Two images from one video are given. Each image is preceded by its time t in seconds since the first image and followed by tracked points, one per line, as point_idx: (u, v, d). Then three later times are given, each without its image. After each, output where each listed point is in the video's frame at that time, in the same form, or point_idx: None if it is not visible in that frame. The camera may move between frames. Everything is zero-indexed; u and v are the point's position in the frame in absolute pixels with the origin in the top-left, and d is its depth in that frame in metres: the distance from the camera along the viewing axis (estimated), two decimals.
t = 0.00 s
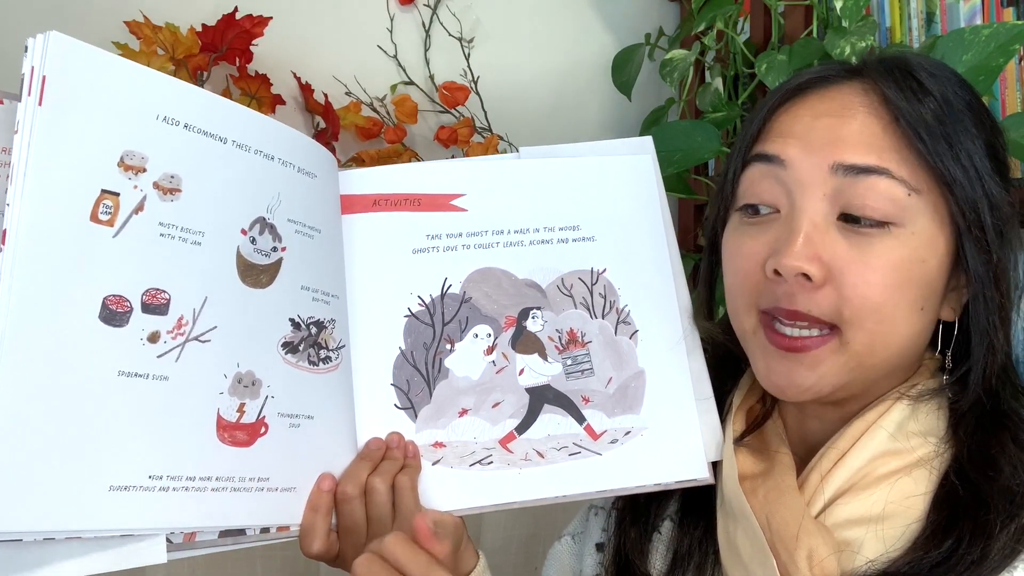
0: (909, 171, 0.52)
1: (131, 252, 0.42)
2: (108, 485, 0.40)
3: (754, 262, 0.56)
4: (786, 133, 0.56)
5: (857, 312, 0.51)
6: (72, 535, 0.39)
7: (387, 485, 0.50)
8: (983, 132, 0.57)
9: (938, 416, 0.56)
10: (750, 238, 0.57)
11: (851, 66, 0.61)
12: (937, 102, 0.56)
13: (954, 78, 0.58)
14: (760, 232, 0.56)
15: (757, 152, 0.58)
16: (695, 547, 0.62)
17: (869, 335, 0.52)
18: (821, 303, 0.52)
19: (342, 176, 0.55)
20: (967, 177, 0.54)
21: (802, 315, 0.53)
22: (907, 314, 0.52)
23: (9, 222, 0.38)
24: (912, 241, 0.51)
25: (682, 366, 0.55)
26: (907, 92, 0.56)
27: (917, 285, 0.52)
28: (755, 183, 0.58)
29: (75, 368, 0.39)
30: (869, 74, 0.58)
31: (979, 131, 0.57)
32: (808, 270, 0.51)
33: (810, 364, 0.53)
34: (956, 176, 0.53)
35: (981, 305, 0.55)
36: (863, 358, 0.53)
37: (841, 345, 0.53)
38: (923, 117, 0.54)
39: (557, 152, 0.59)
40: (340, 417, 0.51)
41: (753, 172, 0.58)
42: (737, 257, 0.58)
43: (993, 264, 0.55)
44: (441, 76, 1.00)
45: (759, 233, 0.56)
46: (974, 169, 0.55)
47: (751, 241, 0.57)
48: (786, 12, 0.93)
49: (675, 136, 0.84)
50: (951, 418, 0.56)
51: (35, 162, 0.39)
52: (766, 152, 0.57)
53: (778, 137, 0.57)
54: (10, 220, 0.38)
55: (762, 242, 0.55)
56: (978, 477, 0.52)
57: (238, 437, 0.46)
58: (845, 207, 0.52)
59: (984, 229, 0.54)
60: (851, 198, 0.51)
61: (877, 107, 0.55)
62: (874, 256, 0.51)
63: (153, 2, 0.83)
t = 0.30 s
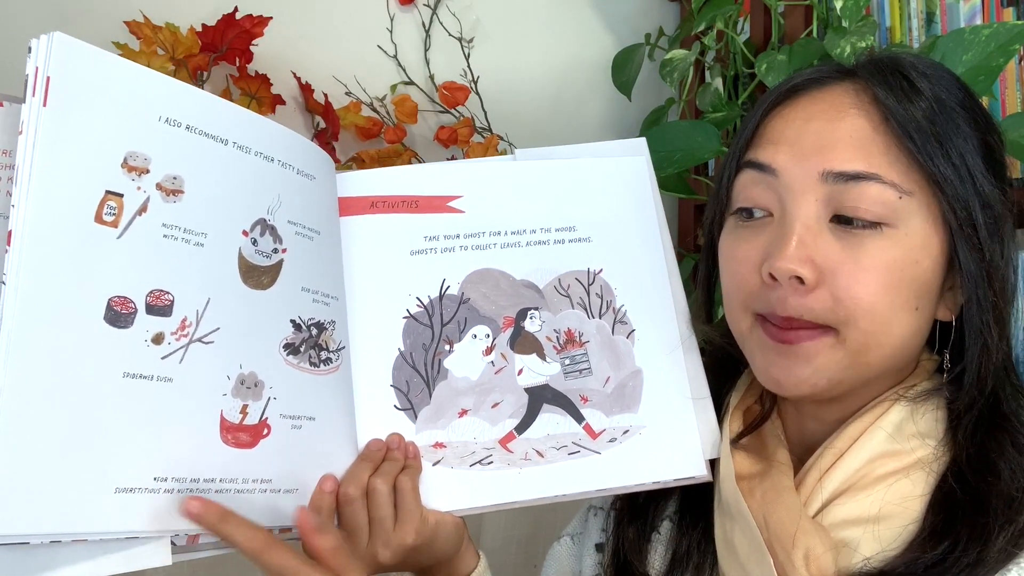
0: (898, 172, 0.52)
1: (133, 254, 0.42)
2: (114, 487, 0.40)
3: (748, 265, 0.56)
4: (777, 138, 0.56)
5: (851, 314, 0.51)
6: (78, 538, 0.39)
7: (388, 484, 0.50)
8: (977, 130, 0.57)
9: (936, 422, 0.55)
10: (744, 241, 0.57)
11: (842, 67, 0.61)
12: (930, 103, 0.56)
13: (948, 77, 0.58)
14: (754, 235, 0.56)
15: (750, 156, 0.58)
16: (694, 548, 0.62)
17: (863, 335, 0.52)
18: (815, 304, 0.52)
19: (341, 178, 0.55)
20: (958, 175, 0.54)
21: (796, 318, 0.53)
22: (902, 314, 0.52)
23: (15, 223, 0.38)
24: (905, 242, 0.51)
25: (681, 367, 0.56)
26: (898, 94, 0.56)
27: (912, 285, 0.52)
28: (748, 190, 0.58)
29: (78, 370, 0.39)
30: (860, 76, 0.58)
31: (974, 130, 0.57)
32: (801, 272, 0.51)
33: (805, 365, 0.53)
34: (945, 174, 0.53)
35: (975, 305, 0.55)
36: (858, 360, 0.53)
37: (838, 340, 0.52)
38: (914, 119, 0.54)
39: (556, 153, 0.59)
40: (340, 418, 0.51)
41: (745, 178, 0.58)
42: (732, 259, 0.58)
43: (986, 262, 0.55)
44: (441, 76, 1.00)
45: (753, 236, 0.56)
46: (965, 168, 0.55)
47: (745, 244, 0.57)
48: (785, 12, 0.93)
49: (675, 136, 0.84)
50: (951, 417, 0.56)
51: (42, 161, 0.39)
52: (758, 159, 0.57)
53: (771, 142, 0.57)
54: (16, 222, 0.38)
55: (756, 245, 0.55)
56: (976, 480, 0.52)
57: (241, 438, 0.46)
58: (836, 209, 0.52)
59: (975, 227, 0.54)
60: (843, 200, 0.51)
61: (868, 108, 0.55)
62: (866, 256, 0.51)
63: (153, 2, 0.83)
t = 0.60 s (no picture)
0: (897, 173, 0.52)
1: (137, 251, 0.42)
2: (118, 482, 0.40)
3: (747, 264, 0.56)
4: (777, 139, 0.56)
5: (849, 314, 0.51)
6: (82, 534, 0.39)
7: (389, 484, 0.50)
8: (978, 131, 0.57)
9: (937, 420, 0.56)
10: (745, 241, 0.57)
11: (844, 67, 0.61)
12: (930, 103, 0.56)
13: (950, 77, 0.58)
14: (753, 235, 0.56)
15: (750, 157, 0.59)
16: (694, 548, 0.62)
17: (860, 335, 0.52)
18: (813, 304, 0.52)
19: (343, 177, 0.55)
20: (958, 176, 0.54)
21: (793, 319, 0.53)
22: (901, 315, 0.52)
23: (21, 220, 0.38)
24: (904, 243, 0.51)
25: (683, 366, 0.56)
26: (900, 94, 0.56)
27: (911, 286, 0.52)
28: (748, 189, 0.58)
29: (82, 367, 0.39)
30: (861, 76, 0.58)
31: (974, 131, 0.57)
32: (799, 272, 0.51)
33: (803, 366, 0.53)
34: (945, 174, 0.53)
35: (974, 306, 0.55)
36: (854, 359, 0.53)
37: (832, 344, 0.52)
38: (915, 119, 0.54)
39: (558, 153, 0.59)
40: (343, 417, 0.51)
41: (745, 178, 0.58)
42: (732, 260, 0.58)
43: (985, 263, 0.55)
44: (441, 76, 1.00)
45: (753, 236, 0.56)
46: (966, 169, 0.55)
47: (746, 244, 0.57)
48: (785, 12, 0.93)
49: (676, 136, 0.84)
50: (952, 419, 0.56)
51: (48, 157, 0.39)
52: (758, 159, 0.57)
53: (772, 142, 0.57)
54: (21, 219, 0.38)
55: (755, 245, 0.55)
56: (978, 482, 0.52)
57: (244, 435, 0.46)
58: (835, 210, 0.52)
59: (975, 227, 0.54)
60: (841, 201, 0.52)
61: (869, 109, 0.55)
62: (864, 257, 0.51)
63: (153, 2, 0.83)
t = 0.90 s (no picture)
0: (896, 172, 0.52)
1: (140, 252, 0.42)
2: (119, 483, 0.40)
3: (748, 264, 0.56)
4: (777, 139, 0.57)
5: (847, 312, 0.51)
6: (83, 533, 0.39)
7: (393, 484, 0.50)
8: (978, 130, 0.58)
9: (939, 419, 0.56)
10: (745, 241, 0.57)
11: (843, 68, 0.61)
12: (929, 103, 0.56)
13: (950, 77, 0.58)
14: (754, 235, 0.56)
15: (750, 158, 0.59)
16: (698, 548, 0.62)
17: (859, 333, 0.52)
18: (811, 302, 0.52)
19: (344, 177, 0.55)
20: (957, 175, 0.54)
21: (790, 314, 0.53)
22: (900, 313, 0.52)
23: (23, 220, 0.38)
24: (904, 242, 0.52)
25: (685, 366, 0.56)
26: (898, 93, 0.56)
27: (911, 285, 0.52)
28: (748, 189, 0.58)
29: (84, 368, 0.39)
30: (860, 76, 0.58)
31: (975, 130, 0.57)
32: (799, 270, 0.51)
33: (801, 364, 0.53)
34: (943, 173, 0.53)
35: (974, 304, 0.55)
36: (850, 355, 0.53)
37: (826, 339, 0.52)
38: (913, 119, 0.54)
39: (559, 153, 0.59)
40: (345, 417, 0.51)
41: (746, 179, 0.58)
42: (733, 260, 0.58)
43: (985, 261, 0.55)
44: (441, 76, 1.00)
45: (753, 236, 0.56)
46: (966, 168, 0.55)
47: (747, 244, 0.57)
48: (785, 12, 0.93)
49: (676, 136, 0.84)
50: (955, 419, 0.56)
51: (51, 157, 0.39)
52: (758, 160, 0.57)
53: (771, 142, 0.57)
54: (23, 218, 0.38)
55: (755, 244, 0.55)
56: (981, 482, 0.52)
57: (247, 435, 0.46)
58: (834, 208, 0.52)
59: (974, 226, 0.54)
60: (840, 201, 0.52)
61: (867, 109, 0.55)
62: (864, 256, 0.51)
63: (154, 2, 0.83)
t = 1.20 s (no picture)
0: (899, 173, 0.52)
1: (142, 252, 0.42)
2: (124, 483, 0.40)
3: (750, 265, 0.56)
4: (779, 140, 0.57)
5: (850, 313, 0.51)
6: (87, 534, 0.39)
7: (393, 484, 0.50)
8: (980, 130, 0.58)
9: (940, 419, 0.56)
10: (747, 242, 0.57)
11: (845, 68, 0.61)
12: (932, 103, 0.56)
13: (952, 77, 0.58)
14: (756, 235, 0.56)
15: (752, 158, 0.59)
16: (699, 549, 0.62)
17: (862, 333, 0.52)
18: (814, 302, 0.52)
19: (344, 178, 0.55)
20: (959, 175, 0.54)
21: (797, 313, 0.53)
22: (903, 313, 0.52)
23: (27, 219, 0.38)
24: (906, 242, 0.52)
25: (686, 366, 0.56)
26: (901, 93, 0.56)
27: (914, 285, 0.52)
28: (750, 190, 0.58)
29: (86, 368, 0.39)
30: (862, 77, 0.58)
31: (977, 130, 0.57)
32: (802, 271, 0.51)
33: (806, 365, 0.54)
34: (946, 173, 0.53)
35: (977, 304, 0.55)
36: (860, 360, 0.53)
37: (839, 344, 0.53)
38: (916, 119, 0.54)
39: (558, 154, 0.59)
40: (346, 418, 0.51)
41: (747, 179, 0.59)
42: (734, 260, 0.58)
43: (988, 262, 0.55)
44: (441, 76, 1.00)
45: (756, 236, 0.56)
46: (968, 168, 0.55)
47: (749, 244, 0.57)
48: (785, 12, 0.93)
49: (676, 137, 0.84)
50: (956, 418, 0.56)
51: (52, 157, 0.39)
52: (760, 161, 0.57)
53: (773, 143, 0.57)
54: (26, 217, 0.38)
55: (757, 245, 0.55)
56: (981, 481, 0.52)
57: (249, 435, 0.46)
58: (837, 210, 0.52)
59: (977, 226, 0.54)
60: (843, 202, 0.52)
61: (870, 110, 0.55)
62: (868, 256, 0.51)
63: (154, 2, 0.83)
